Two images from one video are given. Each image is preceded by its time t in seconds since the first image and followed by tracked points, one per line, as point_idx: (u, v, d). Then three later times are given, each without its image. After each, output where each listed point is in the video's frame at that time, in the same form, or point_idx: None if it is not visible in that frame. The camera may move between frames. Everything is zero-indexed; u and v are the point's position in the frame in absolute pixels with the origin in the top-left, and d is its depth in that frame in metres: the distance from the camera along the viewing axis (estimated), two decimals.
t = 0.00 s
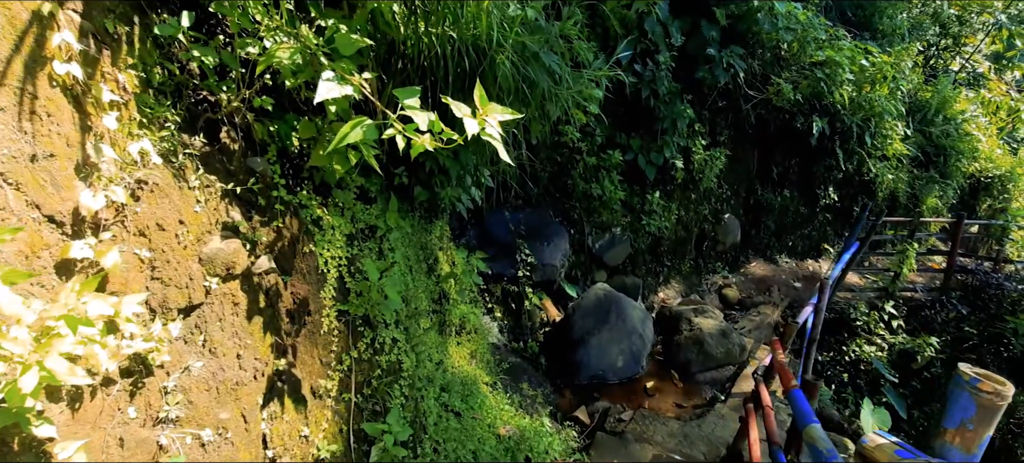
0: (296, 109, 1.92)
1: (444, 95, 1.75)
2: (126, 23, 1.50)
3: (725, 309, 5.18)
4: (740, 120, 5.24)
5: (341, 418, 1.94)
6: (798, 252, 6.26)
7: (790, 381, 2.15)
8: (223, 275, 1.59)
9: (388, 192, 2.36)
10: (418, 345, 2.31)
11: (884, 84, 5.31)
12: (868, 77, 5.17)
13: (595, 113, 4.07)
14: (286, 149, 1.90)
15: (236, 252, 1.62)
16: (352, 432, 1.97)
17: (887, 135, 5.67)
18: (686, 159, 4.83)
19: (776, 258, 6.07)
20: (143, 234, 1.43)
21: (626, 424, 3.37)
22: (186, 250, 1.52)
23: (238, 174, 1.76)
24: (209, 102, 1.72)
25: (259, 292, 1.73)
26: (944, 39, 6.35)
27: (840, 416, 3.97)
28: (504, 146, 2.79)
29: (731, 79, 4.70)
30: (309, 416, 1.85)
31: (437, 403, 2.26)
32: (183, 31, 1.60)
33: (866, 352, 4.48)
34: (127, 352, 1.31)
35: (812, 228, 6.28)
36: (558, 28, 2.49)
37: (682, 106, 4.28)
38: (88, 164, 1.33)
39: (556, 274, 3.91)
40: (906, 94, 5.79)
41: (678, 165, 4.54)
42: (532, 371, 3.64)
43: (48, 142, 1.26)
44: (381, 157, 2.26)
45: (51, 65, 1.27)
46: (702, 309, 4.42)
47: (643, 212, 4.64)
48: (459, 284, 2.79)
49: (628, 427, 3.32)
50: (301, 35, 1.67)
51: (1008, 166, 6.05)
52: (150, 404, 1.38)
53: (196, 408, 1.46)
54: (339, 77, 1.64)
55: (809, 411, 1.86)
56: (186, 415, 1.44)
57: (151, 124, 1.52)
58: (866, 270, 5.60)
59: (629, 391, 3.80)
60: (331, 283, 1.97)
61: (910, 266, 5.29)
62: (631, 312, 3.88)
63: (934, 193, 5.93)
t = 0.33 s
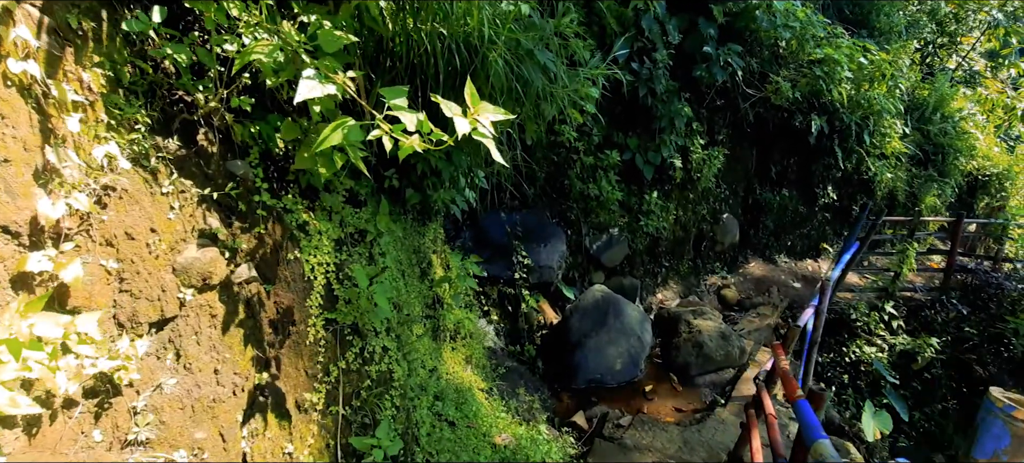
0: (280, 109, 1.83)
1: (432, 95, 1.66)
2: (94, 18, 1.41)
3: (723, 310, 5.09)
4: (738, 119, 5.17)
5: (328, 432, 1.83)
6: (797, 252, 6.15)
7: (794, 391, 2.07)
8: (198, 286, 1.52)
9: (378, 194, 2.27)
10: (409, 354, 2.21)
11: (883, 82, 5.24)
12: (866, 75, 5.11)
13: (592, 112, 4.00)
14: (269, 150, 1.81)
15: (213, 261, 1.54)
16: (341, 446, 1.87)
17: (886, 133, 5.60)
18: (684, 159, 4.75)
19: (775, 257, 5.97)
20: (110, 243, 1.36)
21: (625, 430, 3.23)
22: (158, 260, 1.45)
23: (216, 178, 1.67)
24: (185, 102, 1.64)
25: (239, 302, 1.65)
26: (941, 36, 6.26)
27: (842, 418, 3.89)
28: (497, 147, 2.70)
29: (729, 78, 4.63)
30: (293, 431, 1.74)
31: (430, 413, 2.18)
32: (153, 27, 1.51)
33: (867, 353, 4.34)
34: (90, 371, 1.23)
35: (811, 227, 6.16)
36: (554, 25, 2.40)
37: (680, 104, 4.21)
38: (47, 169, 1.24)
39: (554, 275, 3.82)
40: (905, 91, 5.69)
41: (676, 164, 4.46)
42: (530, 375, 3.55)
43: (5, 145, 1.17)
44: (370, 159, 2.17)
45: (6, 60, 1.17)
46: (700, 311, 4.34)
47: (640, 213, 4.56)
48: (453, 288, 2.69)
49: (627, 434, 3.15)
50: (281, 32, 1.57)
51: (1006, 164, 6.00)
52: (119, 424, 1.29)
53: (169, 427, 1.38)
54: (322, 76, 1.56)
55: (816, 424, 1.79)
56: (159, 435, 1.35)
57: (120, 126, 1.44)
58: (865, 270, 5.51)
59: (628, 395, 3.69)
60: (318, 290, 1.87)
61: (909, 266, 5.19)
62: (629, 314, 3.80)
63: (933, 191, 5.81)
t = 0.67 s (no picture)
0: (263, 106, 1.75)
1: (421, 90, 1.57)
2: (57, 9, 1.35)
3: (721, 310, 5.02)
4: (736, 118, 5.10)
5: (313, 443, 1.71)
6: (796, 251, 6.07)
7: (798, 397, 2.01)
8: (173, 293, 1.44)
9: (368, 195, 2.19)
10: (400, 360, 2.13)
11: (882, 79, 5.18)
12: (863, 73, 5.07)
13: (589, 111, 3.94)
14: (251, 149, 1.72)
15: (189, 266, 1.45)
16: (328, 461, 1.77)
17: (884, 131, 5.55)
18: (682, 157, 4.68)
19: (773, 257, 5.91)
20: (75, 248, 1.29)
21: (624, 433, 3.12)
22: (128, 265, 1.38)
23: (193, 178, 1.60)
24: (160, 97, 1.57)
25: (218, 309, 1.55)
26: (937, 35, 6.20)
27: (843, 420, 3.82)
28: (491, 145, 2.62)
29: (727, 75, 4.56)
30: (277, 444, 1.63)
31: (423, 421, 2.09)
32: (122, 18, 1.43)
33: (865, 353, 4.27)
34: (50, 386, 1.18)
35: (808, 226, 6.09)
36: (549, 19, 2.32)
37: (677, 102, 4.14)
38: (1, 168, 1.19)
39: (550, 276, 3.73)
40: (903, 89, 5.62)
41: (674, 163, 4.38)
42: (525, 377, 3.47)
43: None
44: (358, 157, 2.09)
45: None
46: (699, 311, 4.26)
47: (638, 212, 4.48)
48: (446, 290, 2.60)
49: (625, 438, 3.05)
50: (262, 24, 1.48)
51: (1002, 162, 5.98)
52: (86, 440, 1.24)
53: (139, 443, 1.31)
54: (304, 69, 1.47)
55: (822, 433, 1.72)
56: (128, 452, 1.29)
57: (87, 122, 1.37)
58: (863, 270, 5.42)
59: (626, 397, 3.62)
60: (305, 294, 1.79)
61: (908, 265, 5.08)
62: (628, 316, 3.71)
63: (931, 189, 5.73)
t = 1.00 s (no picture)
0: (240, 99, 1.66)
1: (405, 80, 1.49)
2: None
3: (717, 310, 4.95)
4: (730, 116, 5.02)
5: (296, 453, 1.59)
6: (790, 249, 6.01)
7: (800, 399, 1.94)
8: (140, 296, 1.37)
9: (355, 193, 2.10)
10: (388, 364, 2.02)
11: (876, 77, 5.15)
12: (857, 72, 5.03)
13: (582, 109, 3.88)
14: (228, 144, 1.64)
15: (157, 267, 1.38)
16: None
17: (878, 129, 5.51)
18: (677, 156, 4.61)
19: (768, 256, 5.84)
20: (31, 249, 1.26)
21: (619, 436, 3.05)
22: (90, 267, 1.32)
23: (163, 174, 1.51)
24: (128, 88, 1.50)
25: (192, 313, 1.47)
26: (929, 34, 6.17)
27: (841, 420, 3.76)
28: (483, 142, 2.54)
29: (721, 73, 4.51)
30: (257, 456, 1.49)
31: (413, 428, 1.98)
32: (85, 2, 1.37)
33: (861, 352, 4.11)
34: None
35: (802, 225, 6.03)
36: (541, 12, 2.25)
37: (672, 100, 4.08)
38: None
39: (544, 277, 3.64)
40: (895, 87, 5.58)
41: (668, 161, 4.31)
42: (519, 379, 3.39)
43: None
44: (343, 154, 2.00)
45: None
46: (695, 311, 4.20)
47: (632, 211, 4.41)
48: (437, 291, 2.51)
49: (620, 440, 2.97)
50: (236, 10, 1.39)
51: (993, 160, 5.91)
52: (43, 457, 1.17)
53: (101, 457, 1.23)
54: (281, 59, 1.39)
55: (828, 437, 1.65)
56: None
57: (44, 114, 1.33)
58: (858, 268, 5.39)
59: (622, 399, 3.55)
60: (286, 296, 1.69)
61: (903, 262, 4.90)
62: (624, 316, 3.64)
63: (925, 187, 5.69)
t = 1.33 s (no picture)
0: (210, 92, 1.57)
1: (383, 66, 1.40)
2: None
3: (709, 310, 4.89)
4: (720, 115, 4.98)
5: None
6: (781, 248, 5.97)
7: (805, 399, 1.87)
8: (94, 301, 1.28)
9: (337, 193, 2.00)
10: (373, 370, 1.92)
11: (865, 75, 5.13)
12: (847, 69, 4.99)
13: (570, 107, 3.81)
14: (197, 139, 1.54)
15: (115, 269, 1.29)
16: None
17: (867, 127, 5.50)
18: (667, 155, 4.55)
19: (758, 254, 5.79)
20: None
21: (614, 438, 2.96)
22: (39, 270, 1.23)
23: (124, 170, 1.41)
24: (84, 77, 1.41)
25: (154, 319, 1.37)
26: (913, 34, 6.06)
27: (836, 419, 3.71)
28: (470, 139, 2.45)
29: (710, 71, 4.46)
30: None
31: (400, 436, 1.87)
32: None
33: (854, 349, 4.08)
34: None
35: (793, 223, 6.00)
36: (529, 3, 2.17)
37: (662, 98, 4.02)
38: None
39: (535, 278, 3.55)
40: (883, 85, 5.55)
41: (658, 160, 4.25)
42: (509, 382, 3.29)
43: None
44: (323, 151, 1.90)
45: None
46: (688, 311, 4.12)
47: (623, 211, 4.33)
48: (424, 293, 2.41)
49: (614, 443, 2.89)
50: None
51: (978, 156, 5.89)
52: None
53: None
54: (249, 44, 1.30)
55: (837, 439, 1.57)
56: None
57: None
58: (849, 267, 5.39)
59: (615, 401, 3.46)
60: (262, 299, 1.58)
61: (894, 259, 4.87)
62: (616, 317, 3.55)
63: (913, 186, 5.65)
